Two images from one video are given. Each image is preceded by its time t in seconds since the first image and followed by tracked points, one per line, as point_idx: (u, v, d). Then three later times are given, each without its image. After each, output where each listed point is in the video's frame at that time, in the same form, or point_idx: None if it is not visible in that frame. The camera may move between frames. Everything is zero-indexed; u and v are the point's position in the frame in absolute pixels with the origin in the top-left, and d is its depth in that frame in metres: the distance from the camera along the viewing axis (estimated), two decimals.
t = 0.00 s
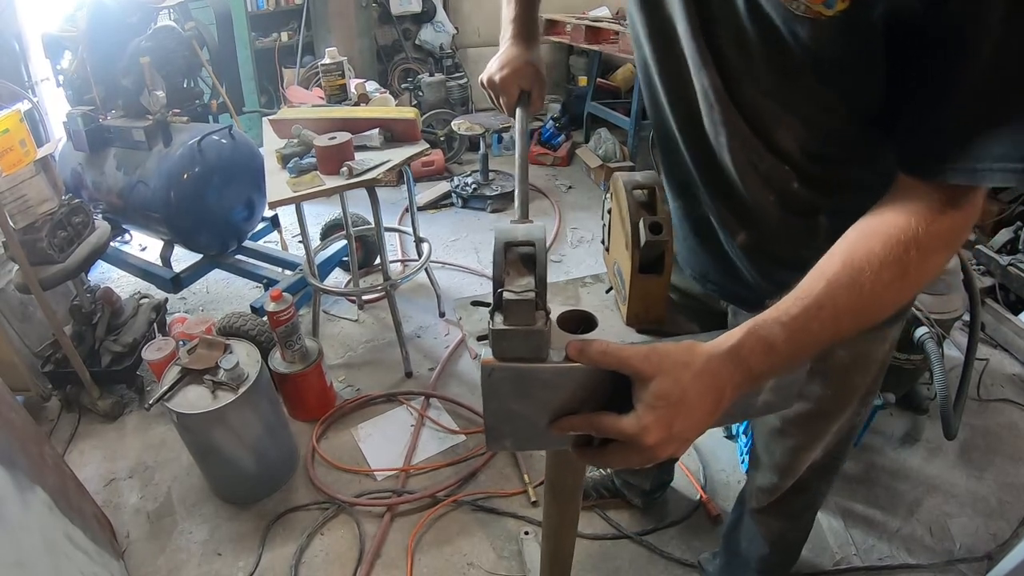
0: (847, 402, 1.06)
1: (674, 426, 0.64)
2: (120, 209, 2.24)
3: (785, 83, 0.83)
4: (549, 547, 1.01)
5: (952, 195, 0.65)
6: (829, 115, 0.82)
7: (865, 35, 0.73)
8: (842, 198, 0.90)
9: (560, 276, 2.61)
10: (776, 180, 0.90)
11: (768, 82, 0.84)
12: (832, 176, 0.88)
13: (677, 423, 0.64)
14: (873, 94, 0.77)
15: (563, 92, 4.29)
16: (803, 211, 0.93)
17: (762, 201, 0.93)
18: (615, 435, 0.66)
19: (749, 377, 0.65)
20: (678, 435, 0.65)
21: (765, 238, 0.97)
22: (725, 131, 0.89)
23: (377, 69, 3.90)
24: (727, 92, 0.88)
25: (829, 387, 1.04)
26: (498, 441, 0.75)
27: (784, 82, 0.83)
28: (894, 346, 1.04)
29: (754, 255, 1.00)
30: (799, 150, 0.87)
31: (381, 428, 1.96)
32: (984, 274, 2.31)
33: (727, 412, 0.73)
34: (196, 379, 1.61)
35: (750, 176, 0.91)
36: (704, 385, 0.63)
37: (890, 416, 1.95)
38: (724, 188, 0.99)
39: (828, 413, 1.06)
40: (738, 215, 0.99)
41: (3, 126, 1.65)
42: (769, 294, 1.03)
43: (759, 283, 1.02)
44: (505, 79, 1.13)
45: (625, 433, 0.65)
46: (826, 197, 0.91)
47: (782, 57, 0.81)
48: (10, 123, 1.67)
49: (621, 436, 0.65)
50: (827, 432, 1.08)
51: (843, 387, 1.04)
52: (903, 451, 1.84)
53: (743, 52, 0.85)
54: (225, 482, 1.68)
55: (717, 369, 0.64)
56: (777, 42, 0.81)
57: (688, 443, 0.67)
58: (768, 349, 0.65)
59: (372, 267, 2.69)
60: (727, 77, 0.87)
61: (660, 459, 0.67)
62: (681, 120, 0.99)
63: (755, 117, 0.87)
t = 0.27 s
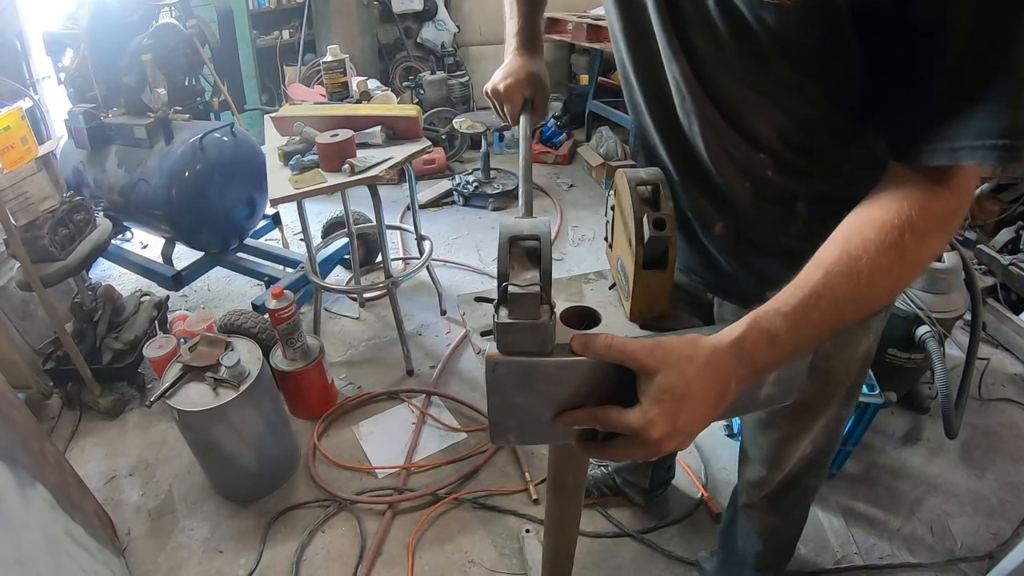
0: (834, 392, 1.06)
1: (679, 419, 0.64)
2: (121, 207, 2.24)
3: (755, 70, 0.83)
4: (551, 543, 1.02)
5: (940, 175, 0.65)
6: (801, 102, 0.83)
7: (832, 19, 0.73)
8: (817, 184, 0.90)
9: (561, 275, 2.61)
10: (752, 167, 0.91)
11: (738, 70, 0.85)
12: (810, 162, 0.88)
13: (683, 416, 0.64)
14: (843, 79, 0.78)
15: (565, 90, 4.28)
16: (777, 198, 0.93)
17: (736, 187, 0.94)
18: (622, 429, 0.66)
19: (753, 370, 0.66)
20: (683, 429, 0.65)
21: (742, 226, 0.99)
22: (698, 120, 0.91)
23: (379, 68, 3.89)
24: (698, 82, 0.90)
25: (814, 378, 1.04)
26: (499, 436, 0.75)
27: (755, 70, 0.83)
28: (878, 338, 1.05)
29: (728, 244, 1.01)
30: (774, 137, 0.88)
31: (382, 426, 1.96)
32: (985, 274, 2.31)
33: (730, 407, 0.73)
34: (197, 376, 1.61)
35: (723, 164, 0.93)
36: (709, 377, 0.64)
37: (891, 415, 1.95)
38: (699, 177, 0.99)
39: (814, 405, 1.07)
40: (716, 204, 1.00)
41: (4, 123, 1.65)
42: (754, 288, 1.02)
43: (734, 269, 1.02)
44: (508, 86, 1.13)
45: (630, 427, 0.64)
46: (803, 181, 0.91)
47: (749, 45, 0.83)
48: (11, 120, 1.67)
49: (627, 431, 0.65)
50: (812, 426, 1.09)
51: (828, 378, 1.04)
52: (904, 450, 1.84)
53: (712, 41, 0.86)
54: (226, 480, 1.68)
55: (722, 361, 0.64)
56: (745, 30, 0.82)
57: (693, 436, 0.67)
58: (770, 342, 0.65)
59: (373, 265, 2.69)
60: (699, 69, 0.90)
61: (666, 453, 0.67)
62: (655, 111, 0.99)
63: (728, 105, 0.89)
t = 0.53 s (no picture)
0: (825, 385, 1.06)
1: (676, 420, 0.64)
2: (120, 207, 2.24)
3: (754, 67, 0.83)
4: (549, 545, 1.02)
5: (938, 181, 0.65)
6: (800, 101, 0.82)
7: (836, 19, 0.72)
8: (810, 182, 0.90)
9: (560, 275, 2.61)
10: (746, 165, 0.91)
11: (737, 67, 0.84)
12: (802, 163, 0.88)
13: (679, 416, 0.64)
14: (842, 78, 0.77)
15: (564, 91, 4.29)
16: (768, 196, 0.93)
17: (726, 184, 0.94)
18: (617, 433, 0.66)
19: (752, 372, 0.66)
20: (680, 430, 0.65)
21: (730, 221, 0.98)
22: (692, 116, 0.90)
23: (378, 68, 3.90)
24: (694, 75, 0.89)
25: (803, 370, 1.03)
26: (497, 437, 0.75)
27: (754, 66, 0.83)
28: (865, 334, 1.04)
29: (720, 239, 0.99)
30: (767, 135, 0.87)
31: (381, 426, 1.96)
32: (984, 273, 2.31)
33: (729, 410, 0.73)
34: (197, 377, 1.61)
35: (714, 160, 0.92)
36: (707, 378, 0.64)
37: (890, 415, 1.95)
38: (691, 173, 0.99)
39: (802, 403, 1.07)
40: (702, 199, 0.99)
41: (4, 125, 1.65)
42: (753, 287, 1.01)
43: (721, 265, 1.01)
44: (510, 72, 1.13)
45: (626, 430, 0.65)
46: (795, 180, 0.90)
47: (751, 40, 0.82)
48: (11, 122, 1.68)
49: (623, 433, 0.65)
50: (800, 422, 1.09)
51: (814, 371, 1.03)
52: (903, 450, 1.84)
53: (714, 37, 0.85)
54: (225, 480, 1.68)
55: (720, 363, 0.65)
56: (749, 26, 0.81)
57: (691, 439, 0.67)
58: (770, 344, 0.65)
59: (373, 265, 2.69)
60: (697, 63, 0.88)
61: (663, 456, 0.68)
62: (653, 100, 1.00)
63: (723, 102, 0.88)
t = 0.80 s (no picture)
0: (830, 387, 1.06)
1: (673, 423, 0.64)
2: (119, 209, 2.24)
3: (771, 72, 0.83)
4: (548, 546, 1.02)
5: (945, 199, 0.65)
6: (813, 109, 0.82)
7: (857, 31, 0.72)
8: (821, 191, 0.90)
9: (559, 276, 2.62)
10: (757, 170, 0.92)
11: (754, 72, 0.85)
12: (811, 171, 0.89)
13: (677, 420, 0.64)
14: (856, 88, 0.77)
15: (563, 91, 4.29)
16: (778, 201, 0.94)
17: (738, 188, 0.95)
18: (614, 434, 0.66)
19: (750, 378, 0.65)
20: (677, 434, 0.64)
21: (739, 225, 0.99)
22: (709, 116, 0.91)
23: (377, 69, 3.90)
24: (713, 76, 0.90)
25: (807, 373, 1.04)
26: (497, 438, 0.75)
27: (772, 71, 0.83)
28: (870, 339, 1.05)
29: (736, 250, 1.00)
30: (779, 140, 0.88)
31: (381, 427, 1.96)
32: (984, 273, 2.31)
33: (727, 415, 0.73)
34: (196, 379, 1.61)
35: (728, 164, 0.93)
36: (704, 383, 0.64)
37: (890, 415, 1.95)
38: (702, 173, 0.98)
39: (806, 404, 1.07)
40: (711, 202, 1.00)
41: (3, 126, 1.65)
42: (760, 290, 1.02)
43: (733, 266, 1.01)
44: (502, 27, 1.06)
45: (623, 431, 0.65)
46: (805, 188, 0.91)
47: (771, 46, 0.82)
48: (9, 123, 1.68)
49: (620, 435, 0.65)
50: (804, 424, 1.09)
51: (819, 373, 1.04)
52: (903, 450, 1.84)
53: (734, 39, 0.86)
54: (225, 482, 1.68)
55: (720, 367, 0.64)
56: (769, 32, 0.82)
57: (688, 443, 0.67)
58: (771, 350, 0.65)
59: (372, 266, 2.70)
60: (716, 64, 0.89)
61: (659, 459, 0.67)
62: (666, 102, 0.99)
63: (739, 105, 0.89)
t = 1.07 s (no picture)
0: (837, 394, 1.04)
1: (674, 427, 0.64)
2: (119, 212, 2.24)
3: (792, 80, 0.81)
4: (548, 548, 1.02)
5: (957, 217, 0.67)
6: (830, 119, 0.81)
7: (879, 44, 0.72)
8: (838, 202, 0.89)
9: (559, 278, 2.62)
10: (773, 179, 0.89)
11: (774, 79, 0.82)
12: (829, 181, 0.88)
13: (679, 423, 0.64)
14: (874, 101, 0.78)
15: (562, 93, 4.29)
16: (794, 211, 0.93)
17: (754, 198, 0.92)
18: (614, 437, 0.66)
19: (752, 382, 0.66)
20: (678, 438, 0.64)
21: (754, 233, 0.97)
22: (726, 122, 0.87)
23: (377, 72, 3.90)
24: (732, 83, 0.86)
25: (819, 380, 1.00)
26: (498, 441, 0.75)
27: (792, 80, 0.81)
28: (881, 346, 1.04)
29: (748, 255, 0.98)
30: (797, 148, 0.86)
31: (380, 430, 1.96)
32: (983, 274, 2.32)
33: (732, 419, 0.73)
34: (195, 382, 1.61)
35: (745, 172, 0.90)
36: (705, 386, 0.64)
37: (889, 416, 1.95)
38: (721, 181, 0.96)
39: (816, 414, 1.05)
40: (727, 209, 0.97)
41: (3, 129, 1.66)
42: (773, 299, 1.02)
43: (744, 276, 1.01)
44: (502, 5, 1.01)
45: (624, 434, 0.65)
46: (820, 198, 0.90)
47: (792, 54, 0.80)
48: (9, 126, 1.68)
49: (620, 438, 0.65)
50: (810, 431, 1.07)
51: (830, 380, 1.01)
52: (902, 451, 1.84)
53: (756, 45, 0.83)
54: (224, 484, 1.68)
55: (722, 371, 0.65)
56: (791, 39, 0.80)
57: (689, 447, 0.67)
58: (773, 355, 0.65)
59: (372, 269, 2.70)
60: (735, 69, 0.86)
61: (661, 464, 0.67)
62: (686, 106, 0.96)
63: (758, 112, 0.86)
